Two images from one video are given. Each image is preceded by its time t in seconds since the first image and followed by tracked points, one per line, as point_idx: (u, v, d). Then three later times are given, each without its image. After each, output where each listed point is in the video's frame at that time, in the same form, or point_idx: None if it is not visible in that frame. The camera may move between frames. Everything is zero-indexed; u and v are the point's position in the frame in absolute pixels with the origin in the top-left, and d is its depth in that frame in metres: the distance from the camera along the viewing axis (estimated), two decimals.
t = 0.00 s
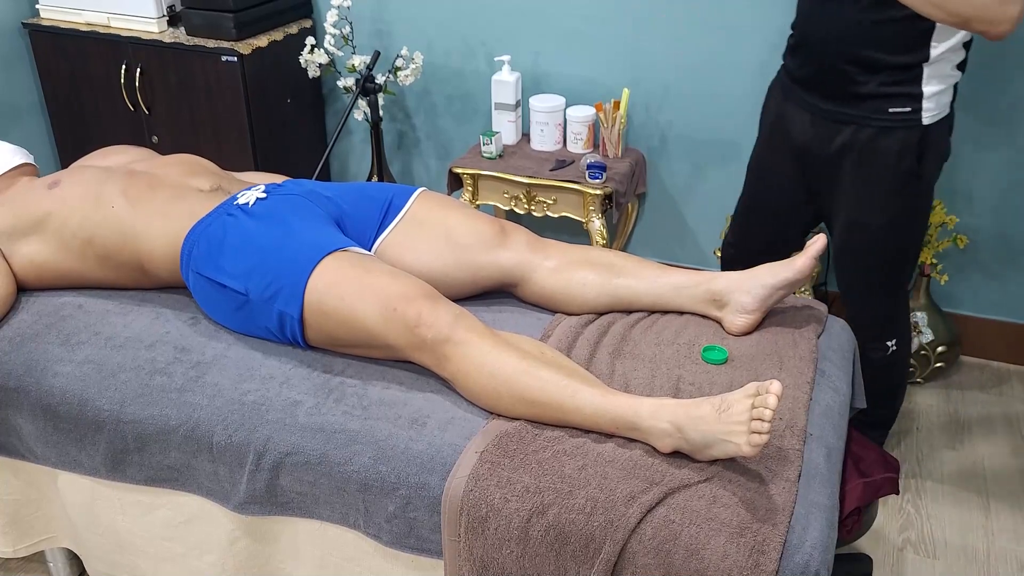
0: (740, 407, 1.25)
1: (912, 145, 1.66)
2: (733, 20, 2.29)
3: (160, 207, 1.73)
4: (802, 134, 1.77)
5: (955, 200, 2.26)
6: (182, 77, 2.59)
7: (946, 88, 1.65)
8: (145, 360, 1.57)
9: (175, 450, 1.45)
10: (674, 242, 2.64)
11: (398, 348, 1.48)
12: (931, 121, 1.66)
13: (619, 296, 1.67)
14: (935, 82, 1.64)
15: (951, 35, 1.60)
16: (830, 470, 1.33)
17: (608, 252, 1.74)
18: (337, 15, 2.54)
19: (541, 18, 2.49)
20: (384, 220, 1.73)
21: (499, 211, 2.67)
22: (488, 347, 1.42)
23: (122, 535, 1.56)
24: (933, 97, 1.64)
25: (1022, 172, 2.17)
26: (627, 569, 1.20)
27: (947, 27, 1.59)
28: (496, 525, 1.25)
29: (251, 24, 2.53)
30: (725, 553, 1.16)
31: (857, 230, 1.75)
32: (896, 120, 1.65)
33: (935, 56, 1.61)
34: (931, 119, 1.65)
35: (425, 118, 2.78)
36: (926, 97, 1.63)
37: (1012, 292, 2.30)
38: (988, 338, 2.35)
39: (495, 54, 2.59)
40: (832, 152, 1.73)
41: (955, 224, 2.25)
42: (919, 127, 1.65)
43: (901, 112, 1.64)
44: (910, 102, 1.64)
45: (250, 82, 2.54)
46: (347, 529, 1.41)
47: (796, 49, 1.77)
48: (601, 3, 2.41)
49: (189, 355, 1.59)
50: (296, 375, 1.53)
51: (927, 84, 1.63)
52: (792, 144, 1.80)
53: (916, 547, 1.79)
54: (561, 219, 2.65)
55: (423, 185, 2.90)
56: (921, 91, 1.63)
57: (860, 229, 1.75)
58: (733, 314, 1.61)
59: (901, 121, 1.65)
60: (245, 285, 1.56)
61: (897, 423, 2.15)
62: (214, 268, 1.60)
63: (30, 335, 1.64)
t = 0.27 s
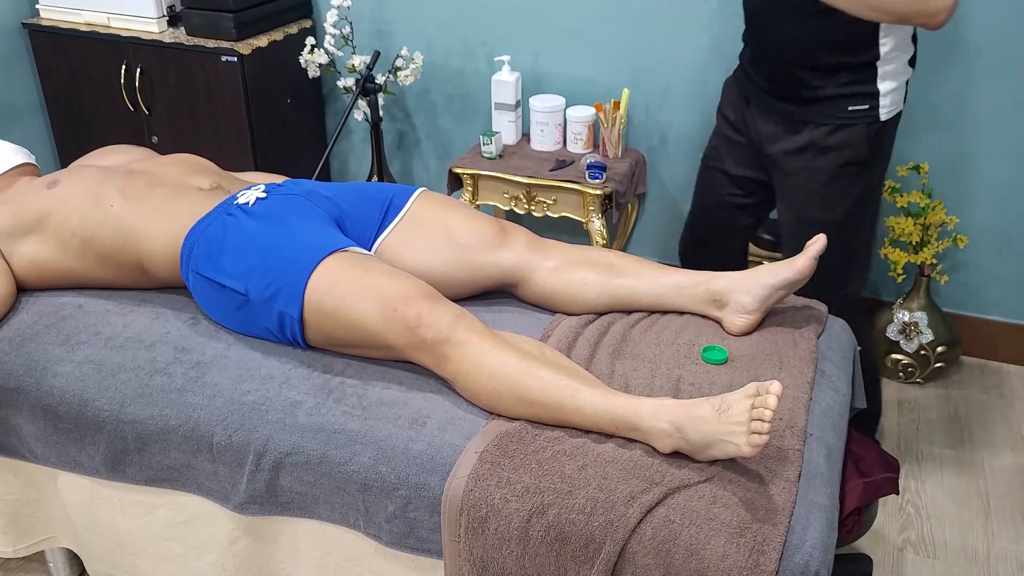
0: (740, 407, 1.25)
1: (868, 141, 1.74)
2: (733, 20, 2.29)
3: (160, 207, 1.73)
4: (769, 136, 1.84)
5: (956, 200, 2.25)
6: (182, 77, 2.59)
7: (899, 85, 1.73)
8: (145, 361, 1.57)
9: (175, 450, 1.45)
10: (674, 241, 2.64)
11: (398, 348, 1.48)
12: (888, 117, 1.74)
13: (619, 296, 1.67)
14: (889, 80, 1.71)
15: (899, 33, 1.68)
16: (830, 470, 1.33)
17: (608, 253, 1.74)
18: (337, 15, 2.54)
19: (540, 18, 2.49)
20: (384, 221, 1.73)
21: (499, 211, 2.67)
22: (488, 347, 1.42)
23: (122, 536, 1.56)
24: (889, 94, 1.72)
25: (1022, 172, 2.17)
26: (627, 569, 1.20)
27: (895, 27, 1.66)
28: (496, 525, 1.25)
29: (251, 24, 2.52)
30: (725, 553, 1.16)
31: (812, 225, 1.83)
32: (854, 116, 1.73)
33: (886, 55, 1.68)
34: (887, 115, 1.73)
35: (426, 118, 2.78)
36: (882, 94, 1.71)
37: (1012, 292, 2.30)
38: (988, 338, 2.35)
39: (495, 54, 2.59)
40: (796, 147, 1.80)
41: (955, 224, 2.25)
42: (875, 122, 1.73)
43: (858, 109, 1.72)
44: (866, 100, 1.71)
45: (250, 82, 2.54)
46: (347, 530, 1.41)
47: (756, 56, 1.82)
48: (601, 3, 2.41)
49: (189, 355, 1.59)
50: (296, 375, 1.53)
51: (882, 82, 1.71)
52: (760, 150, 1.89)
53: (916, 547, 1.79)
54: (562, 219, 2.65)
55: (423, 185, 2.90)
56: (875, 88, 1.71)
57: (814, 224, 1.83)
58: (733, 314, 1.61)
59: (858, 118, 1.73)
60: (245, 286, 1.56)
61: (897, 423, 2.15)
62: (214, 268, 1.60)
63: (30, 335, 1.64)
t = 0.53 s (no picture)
0: (740, 407, 1.25)
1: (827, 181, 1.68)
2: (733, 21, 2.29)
3: (159, 207, 1.73)
4: (721, 173, 1.78)
5: (956, 200, 2.25)
6: (182, 77, 2.59)
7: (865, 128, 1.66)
8: (145, 360, 1.57)
9: (175, 450, 1.45)
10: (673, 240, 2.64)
11: (398, 348, 1.48)
12: (854, 160, 1.67)
13: (620, 296, 1.67)
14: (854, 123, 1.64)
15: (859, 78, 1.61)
16: (830, 470, 1.33)
17: (608, 253, 1.74)
18: (337, 15, 2.54)
19: (540, 18, 2.49)
20: (384, 220, 1.73)
21: (499, 211, 2.67)
22: (488, 347, 1.42)
23: (123, 535, 1.56)
24: (854, 137, 1.65)
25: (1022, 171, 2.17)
26: (627, 569, 1.20)
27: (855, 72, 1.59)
28: (496, 525, 1.25)
29: (251, 24, 2.52)
30: (725, 553, 1.16)
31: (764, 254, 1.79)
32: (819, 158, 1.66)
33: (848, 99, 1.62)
34: (852, 157, 1.66)
35: (425, 118, 2.78)
36: (847, 137, 1.64)
37: (1012, 291, 2.30)
38: (988, 337, 2.35)
39: (495, 54, 2.59)
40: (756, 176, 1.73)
41: (955, 224, 2.25)
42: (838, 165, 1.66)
43: (823, 151, 1.65)
44: (831, 142, 1.64)
45: (250, 82, 2.54)
46: (347, 529, 1.41)
47: (716, 88, 1.80)
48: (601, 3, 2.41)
49: (189, 355, 1.59)
50: (297, 375, 1.53)
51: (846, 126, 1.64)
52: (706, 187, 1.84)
53: (916, 547, 1.79)
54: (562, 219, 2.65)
55: (423, 185, 2.90)
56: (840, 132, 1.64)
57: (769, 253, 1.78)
58: (733, 314, 1.61)
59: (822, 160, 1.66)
60: (245, 286, 1.56)
61: (896, 422, 2.15)
62: (214, 268, 1.60)
63: (29, 335, 1.64)
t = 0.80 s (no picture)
0: (740, 407, 1.25)
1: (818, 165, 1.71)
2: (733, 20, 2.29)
3: (159, 207, 1.73)
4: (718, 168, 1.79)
5: (955, 200, 2.25)
6: (182, 77, 2.59)
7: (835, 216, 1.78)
8: (145, 360, 1.57)
9: (175, 450, 1.45)
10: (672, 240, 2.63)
11: (397, 348, 1.48)
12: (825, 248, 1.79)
13: (619, 296, 1.67)
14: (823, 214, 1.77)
15: (826, 171, 1.73)
16: (830, 470, 1.33)
17: (608, 253, 1.74)
18: (337, 15, 2.54)
19: (540, 18, 2.49)
20: (384, 221, 1.73)
21: (499, 211, 2.67)
22: (488, 347, 1.42)
23: (122, 535, 1.56)
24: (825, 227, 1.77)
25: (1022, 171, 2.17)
26: (627, 569, 1.20)
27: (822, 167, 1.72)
28: (496, 525, 1.25)
29: (251, 24, 2.52)
30: (725, 553, 1.16)
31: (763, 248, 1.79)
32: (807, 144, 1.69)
33: (817, 190, 1.74)
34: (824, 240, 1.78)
35: (425, 118, 2.78)
36: (817, 226, 1.77)
37: (1011, 292, 2.30)
38: (988, 338, 2.35)
39: (495, 54, 2.59)
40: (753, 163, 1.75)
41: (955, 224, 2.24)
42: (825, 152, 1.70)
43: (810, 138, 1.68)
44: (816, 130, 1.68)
45: (250, 82, 2.54)
46: (347, 530, 1.40)
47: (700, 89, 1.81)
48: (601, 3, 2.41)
49: (189, 355, 1.59)
50: (296, 375, 1.53)
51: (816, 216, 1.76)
52: (669, 240, 1.91)
53: (916, 547, 1.79)
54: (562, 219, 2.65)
55: (423, 185, 2.90)
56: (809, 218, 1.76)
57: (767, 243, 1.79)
58: (733, 314, 1.61)
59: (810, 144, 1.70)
60: (245, 286, 1.56)
61: (896, 422, 2.15)
62: (214, 268, 1.60)
63: (29, 335, 1.64)
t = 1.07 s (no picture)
0: (741, 407, 1.25)
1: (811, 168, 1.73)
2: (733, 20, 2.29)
3: (159, 207, 1.73)
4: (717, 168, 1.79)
5: (955, 200, 2.25)
6: (182, 77, 2.59)
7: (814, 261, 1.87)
8: (145, 360, 1.57)
9: (175, 450, 1.45)
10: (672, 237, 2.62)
11: (397, 348, 1.48)
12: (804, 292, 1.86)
13: (620, 297, 1.67)
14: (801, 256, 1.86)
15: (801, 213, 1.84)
16: (829, 471, 1.33)
17: (608, 253, 1.74)
18: (337, 15, 2.54)
19: (540, 18, 2.49)
20: (384, 221, 1.73)
21: (499, 211, 2.67)
22: (488, 347, 1.42)
23: (122, 535, 1.56)
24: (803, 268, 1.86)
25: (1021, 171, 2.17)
26: (627, 569, 1.20)
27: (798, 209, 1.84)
28: (496, 525, 1.25)
29: (251, 24, 2.52)
30: (725, 553, 1.16)
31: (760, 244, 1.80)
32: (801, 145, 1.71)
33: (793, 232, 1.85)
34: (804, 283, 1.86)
35: (425, 118, 2.78)
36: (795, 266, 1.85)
37: (1011, 292, 2.31)
38: (988, 338, 2.35)
39: (495, 54, 2.59)
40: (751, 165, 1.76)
41: (955, 224, 2.25)
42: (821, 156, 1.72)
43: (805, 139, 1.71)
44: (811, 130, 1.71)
45: (250, 82, 2.54)
46: (347, 530, 1.40)
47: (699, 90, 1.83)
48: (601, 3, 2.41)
49: (189, 355, 1.59)
50: (296, 375, 1.53)
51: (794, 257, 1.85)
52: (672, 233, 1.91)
53: (916, 547, 1.79)
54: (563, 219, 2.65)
55: (423, 185, 2.90)
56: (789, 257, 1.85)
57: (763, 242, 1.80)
58: (733, 314, 1.61)
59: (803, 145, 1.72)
60: (245, 286, 1.56)
61: (896, 423, 2.15)
62: (214, 268, 1.60)
63: (29, 335, 1.64)
